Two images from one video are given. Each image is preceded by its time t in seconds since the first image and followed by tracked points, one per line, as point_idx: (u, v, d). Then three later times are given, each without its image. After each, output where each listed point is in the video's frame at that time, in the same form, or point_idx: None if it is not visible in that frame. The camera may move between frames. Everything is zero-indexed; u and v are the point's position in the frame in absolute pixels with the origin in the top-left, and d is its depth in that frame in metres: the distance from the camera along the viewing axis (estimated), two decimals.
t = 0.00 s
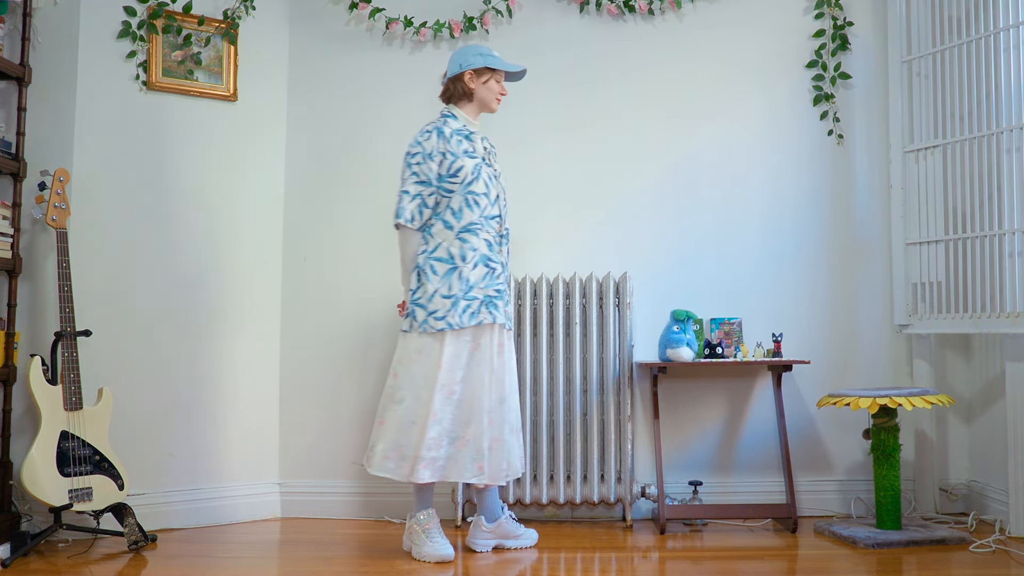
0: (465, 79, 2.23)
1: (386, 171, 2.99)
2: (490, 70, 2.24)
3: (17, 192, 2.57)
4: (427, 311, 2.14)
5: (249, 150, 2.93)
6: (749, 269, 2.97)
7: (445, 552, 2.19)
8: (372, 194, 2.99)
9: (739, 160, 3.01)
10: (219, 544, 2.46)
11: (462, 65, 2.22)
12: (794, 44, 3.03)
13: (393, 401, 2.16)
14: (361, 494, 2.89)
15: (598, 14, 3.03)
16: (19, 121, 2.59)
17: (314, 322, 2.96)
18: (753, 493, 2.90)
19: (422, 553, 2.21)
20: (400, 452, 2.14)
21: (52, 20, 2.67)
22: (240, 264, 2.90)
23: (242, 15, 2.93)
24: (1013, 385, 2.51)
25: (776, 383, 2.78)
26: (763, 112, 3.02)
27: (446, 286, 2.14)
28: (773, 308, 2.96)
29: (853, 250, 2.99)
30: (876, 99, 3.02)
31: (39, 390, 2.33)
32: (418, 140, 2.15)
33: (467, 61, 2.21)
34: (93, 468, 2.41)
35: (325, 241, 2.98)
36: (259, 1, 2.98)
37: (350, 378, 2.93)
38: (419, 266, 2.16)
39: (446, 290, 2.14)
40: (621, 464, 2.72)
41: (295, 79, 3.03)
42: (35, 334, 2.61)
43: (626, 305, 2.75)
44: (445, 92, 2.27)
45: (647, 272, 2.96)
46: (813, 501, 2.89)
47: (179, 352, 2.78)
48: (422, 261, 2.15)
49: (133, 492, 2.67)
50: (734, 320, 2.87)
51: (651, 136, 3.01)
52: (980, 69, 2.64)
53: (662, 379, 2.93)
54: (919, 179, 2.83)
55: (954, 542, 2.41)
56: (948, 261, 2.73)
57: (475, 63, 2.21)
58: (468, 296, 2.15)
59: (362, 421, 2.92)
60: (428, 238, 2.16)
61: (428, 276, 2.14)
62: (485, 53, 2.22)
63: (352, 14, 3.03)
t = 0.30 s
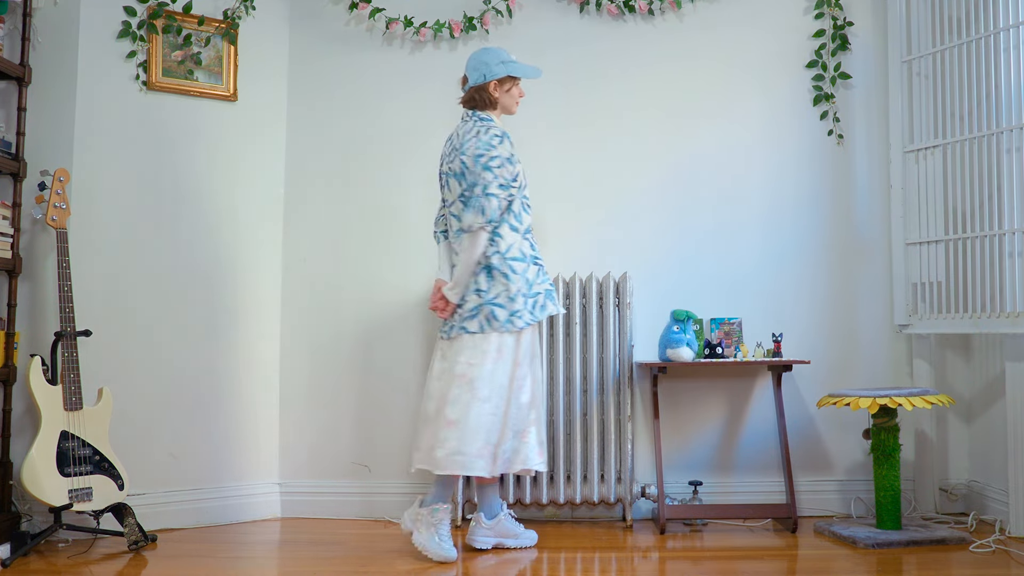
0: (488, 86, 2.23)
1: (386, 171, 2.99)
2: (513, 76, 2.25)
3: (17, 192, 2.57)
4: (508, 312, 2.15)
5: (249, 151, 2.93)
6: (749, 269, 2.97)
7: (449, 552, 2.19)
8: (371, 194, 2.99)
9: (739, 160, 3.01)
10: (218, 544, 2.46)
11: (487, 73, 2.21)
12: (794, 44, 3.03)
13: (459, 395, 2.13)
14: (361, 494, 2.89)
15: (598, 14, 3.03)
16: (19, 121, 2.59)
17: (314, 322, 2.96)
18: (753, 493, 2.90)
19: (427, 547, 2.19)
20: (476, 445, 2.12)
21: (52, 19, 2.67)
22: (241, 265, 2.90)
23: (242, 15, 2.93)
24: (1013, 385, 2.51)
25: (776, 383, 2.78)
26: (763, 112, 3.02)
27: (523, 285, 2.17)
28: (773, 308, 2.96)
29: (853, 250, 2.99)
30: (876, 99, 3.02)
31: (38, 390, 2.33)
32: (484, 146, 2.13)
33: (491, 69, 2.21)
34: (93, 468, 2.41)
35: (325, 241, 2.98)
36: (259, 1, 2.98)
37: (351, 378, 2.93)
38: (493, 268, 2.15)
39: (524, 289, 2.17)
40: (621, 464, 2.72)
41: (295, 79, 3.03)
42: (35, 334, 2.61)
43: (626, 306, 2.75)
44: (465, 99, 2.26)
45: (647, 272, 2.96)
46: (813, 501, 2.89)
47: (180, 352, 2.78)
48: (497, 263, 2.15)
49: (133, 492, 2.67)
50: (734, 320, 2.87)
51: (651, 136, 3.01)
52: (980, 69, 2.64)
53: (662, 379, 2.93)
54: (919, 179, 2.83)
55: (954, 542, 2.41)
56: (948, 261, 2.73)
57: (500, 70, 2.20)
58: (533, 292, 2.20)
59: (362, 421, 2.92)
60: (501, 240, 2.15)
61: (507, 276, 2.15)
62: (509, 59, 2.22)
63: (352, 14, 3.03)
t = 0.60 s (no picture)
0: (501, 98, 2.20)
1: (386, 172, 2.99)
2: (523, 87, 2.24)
3: (18, 192, 2.57)
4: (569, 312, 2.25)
5: (249, 151, 2.93)
6: (749, 269, 2.97)
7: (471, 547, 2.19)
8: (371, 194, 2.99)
9: (739, 160, 3.01)
10: (218, 544, 2.46)
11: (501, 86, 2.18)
12: (794, 44, 3.03)
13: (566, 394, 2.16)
14: (360, 494, 2.89)
15: (598, 14, 3.03)
16: (19, 121, 2.59)
17: (314, 322, 2.96)
18: (753, 493, 2.90)
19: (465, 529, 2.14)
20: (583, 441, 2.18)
21: (52, 19, 2.67)
22: (241, 265, 2.90)
23: (242, 15, 2.93)
24: (1013, 385, 2.51)
25: (776, 383, 2.78)
26: (763, 112, 3.02)
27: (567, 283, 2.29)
28: (773, 308, 2.96)
29: (853, 250, 2.99)
30: (876, 99, 3.02)
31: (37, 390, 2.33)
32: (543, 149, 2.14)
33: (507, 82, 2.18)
34: (93, 468, 2.41)
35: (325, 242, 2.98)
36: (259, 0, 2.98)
37: (351, 378, 2.94)
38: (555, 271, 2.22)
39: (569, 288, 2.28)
40: (621, 464, 2.72)
41: (295, 79, 3.03)
42: (35, 334, 2.61)
43: (626, 306, 2.75)
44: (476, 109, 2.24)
45: (647, 272, 2.96)
46: (813, 501, 2.89)
47: (180, 352, 2.78)
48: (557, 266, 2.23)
49: (133, 492, 2.67)
50: (734, 320, 2.87)
51: (651, 135, 3.01)
52: (980, 69, 2.64)
53: (662, 379, 2.93)
54: (919, 179, 2.83)
55: (954, 542, 2.41)
56: (948, 261, 2.73)
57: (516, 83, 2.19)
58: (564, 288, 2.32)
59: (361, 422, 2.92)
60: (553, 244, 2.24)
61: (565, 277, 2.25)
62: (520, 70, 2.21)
63: (352, 14, 3.03)
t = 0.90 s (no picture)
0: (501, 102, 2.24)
1: (386, 172, 2.99)
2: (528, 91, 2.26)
3: (18, 192, 2.57)
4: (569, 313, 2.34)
5: (249, 151, 2.93)
6: (749, 269, 2.97)
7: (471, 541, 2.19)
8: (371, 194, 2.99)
9: (739, 160, 3.01)
10: (218, 544, 2.46)
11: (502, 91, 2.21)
12: (794, 44, 3.03)
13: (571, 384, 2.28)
14: (360, 494, 2.89)
15: (598, 14, 3.03)
16: (20, 121, 2.59)
17: (314, 322, 2.96)
18: (753, 493, 2.90)
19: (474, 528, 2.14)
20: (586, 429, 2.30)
21: (52, 19, 2.67)
22: (241, 265, 2.90)
23: (242, 15, 2.93)
24: (1013, 385, 2.51)
25: (776, 383, 2.78)
26: (763, 112, 3.02)
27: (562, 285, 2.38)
28: (773, 308, 2.96)
29: (853, 250, 2.99)
30: (876, 99, 3.02)
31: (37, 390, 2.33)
32: (551, 153, 2.23)
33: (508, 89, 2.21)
34: (93, 468, 2.41)
35: (324, 242, 2.98)
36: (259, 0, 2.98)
37: (351, 378, 2.94)
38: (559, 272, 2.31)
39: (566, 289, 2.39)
40: (621, 464, 2.72)
41: (295, 79, 3.03)
42: (35, 334, 2.61)
43: (626, 306, 2.75)
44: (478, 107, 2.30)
45: (647, 272, 2.96)
46: (813, 501, 2.89)
47: (179, 351, 2.78)
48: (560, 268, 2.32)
49: (133, 492, 2.67)
50: (734, 320, 2.87)
51: (651, 135, 3.01)
52: (980, 69, 2.64)
53: (662, 379, 2.93)
54: (919, 179, 2.83)
55: (954, 542, 2.41)
56: (948, 261, 2.73)
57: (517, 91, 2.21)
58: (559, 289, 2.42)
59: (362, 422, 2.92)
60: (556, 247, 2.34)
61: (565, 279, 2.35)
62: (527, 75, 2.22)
63: (352, 14, 3.03)
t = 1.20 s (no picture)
0: (482, 105, 2.42)
1: (387, 171, 2.99)
2: (511, 100, 2.40)
3: (18, 192, 2.57)
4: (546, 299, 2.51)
5: (249, 151, 2.93)
6: (749, 269, 2.97)
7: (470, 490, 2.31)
8: (371, 194, 2.99)
9: (739, 160, 3.01)
10: (218, 544, 2.46)
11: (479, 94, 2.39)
12: (794, 44, 3.03)
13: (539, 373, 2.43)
14: (361, 494, 2.89)
15: (598, 14, 3.03)
16: (19, 121, 2.59)
17: (314, 322, 2.96)
18: (753, 493, 2.90)
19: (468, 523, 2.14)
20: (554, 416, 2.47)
21: (52, 20, 2.67)
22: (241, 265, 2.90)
23: (242, 15, 2.93)
24: (1013, 385, 2.51)
25: (776, 383, 2.78)
26: (763, 112, 3.02)
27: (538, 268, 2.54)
28: (772, 308, 2.96)
29: (853, 250, 2.99)
30: (876, 99, 3.02)
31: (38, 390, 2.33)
32: (521, 152, 2.50)
33: (484, 92, 2.37)
34: (93, 468, 2.41)
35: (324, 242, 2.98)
36: (259, 0, 2.98)
37: (352, 378, 2.94)
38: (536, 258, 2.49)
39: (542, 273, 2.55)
40: (621, 464, 2.72)
41: (295, 79, 3.03)
42: (35, 334, 2.61)
43: (626, 306, 2.75)
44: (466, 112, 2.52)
45: (647, 272, 2.96)
46: (813, 501, 2.89)
47: (179, 351, 2.78)
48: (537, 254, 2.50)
49: (133, 492, 2.67)
50: (734, 320, 2.87)
51: (652, 135, 3.01)
52: (980, 69, 2.64)
53: (662, 379, 2.93)
54: (919, 179, 2.83)
55: (954, 542, 2.41)
56: (948, 261, 2.73)
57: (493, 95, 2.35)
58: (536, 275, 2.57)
59: (362, 422, 2.92)
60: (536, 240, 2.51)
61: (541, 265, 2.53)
62: (509, 84, 2.36)
63: (352, 14, 3.03)
